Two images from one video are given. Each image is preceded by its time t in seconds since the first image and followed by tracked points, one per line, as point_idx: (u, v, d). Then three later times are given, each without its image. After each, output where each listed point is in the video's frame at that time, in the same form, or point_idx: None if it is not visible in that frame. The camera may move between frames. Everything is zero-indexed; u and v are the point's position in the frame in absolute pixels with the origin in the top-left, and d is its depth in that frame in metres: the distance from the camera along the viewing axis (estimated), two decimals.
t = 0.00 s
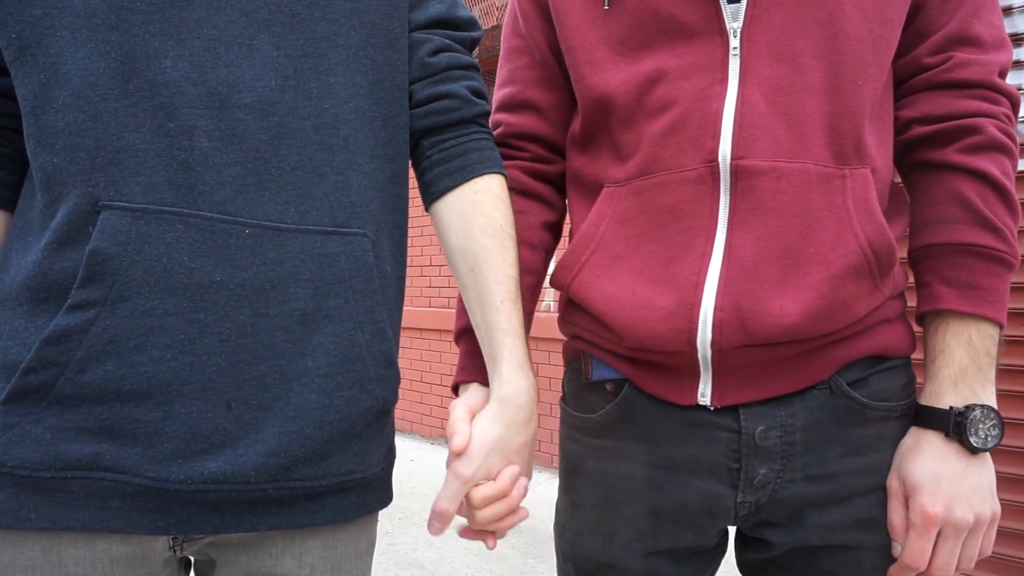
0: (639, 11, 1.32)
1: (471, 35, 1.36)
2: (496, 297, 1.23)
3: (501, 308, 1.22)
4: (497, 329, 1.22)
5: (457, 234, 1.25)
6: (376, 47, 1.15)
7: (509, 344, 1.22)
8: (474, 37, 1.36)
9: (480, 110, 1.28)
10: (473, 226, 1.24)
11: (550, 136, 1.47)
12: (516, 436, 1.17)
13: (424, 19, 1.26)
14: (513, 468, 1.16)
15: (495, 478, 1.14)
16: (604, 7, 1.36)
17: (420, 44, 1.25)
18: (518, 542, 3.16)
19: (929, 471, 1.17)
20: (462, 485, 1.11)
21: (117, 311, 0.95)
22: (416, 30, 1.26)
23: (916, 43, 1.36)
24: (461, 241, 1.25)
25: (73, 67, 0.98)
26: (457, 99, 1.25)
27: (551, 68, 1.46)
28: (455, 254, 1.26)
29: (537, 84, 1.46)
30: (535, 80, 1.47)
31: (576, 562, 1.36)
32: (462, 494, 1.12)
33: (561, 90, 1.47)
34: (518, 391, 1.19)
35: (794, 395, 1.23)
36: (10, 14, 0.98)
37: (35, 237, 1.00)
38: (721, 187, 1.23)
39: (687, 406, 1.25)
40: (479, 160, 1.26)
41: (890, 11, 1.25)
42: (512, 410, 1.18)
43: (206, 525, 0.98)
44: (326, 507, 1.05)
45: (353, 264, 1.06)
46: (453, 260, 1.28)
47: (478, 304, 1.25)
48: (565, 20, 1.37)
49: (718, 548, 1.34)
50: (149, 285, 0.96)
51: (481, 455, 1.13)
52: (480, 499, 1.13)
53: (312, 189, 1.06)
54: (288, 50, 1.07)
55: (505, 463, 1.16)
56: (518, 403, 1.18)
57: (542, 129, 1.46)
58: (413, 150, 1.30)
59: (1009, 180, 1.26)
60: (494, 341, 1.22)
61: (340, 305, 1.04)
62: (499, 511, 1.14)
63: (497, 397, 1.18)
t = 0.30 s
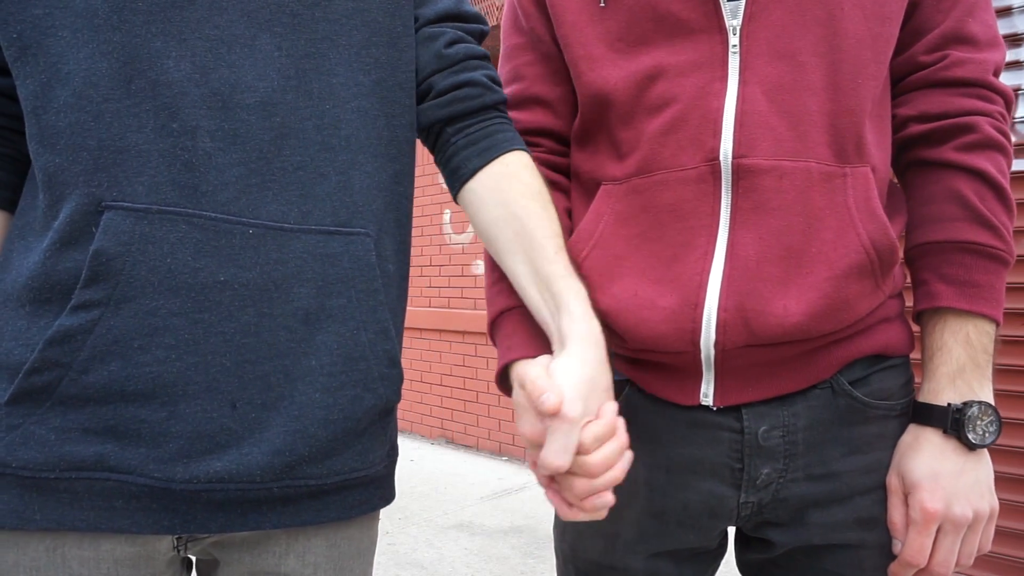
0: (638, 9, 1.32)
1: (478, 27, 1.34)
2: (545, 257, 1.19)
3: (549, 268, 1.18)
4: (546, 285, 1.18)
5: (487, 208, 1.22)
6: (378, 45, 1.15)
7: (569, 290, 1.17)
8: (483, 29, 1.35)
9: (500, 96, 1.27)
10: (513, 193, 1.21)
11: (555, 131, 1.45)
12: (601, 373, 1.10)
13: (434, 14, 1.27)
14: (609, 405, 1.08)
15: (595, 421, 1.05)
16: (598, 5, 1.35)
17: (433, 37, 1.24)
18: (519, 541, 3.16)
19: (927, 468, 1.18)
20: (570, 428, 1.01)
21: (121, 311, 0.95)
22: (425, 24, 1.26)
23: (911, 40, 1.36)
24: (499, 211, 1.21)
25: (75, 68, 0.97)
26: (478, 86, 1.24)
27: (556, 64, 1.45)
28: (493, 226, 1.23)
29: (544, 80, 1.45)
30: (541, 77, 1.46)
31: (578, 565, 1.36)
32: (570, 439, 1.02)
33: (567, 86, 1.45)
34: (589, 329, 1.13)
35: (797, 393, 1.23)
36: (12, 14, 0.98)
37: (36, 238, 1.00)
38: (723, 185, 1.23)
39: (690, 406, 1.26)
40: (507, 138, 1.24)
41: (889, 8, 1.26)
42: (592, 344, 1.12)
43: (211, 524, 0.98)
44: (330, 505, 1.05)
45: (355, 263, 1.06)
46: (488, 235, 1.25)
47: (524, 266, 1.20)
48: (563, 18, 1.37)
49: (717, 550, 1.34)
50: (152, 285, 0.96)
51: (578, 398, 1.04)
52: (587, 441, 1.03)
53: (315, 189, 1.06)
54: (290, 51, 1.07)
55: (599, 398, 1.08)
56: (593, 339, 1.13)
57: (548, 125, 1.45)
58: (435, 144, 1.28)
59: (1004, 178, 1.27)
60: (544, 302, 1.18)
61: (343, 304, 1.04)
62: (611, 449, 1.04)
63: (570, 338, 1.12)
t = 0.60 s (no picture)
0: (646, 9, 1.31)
1: (462, 41, 1.33)
2: (481, 300, 1.17)
3: (487, 309, 1.17)
4: (482, 326, 1.17)
5: (444, 236, 1.20)
6: (371, 47, 1.14)
7: (499, 347, 1.16)
8: (466, 44, 1.34)
9: (471, 114, 1.26)
10: (465, 226, 1.20)
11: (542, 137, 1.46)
12: (486, 444, 1.07)
13: (419, 22, 1.24)
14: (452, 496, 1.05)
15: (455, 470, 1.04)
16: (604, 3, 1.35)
17: (415, 44, 1.23)
18: (518, 541, 3.16)
19: (942, 464, 1.18)
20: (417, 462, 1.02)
21: (115, 312, 0.94)
22: (407, 31, 1.24)
23: (919, 41, 1.35)
24: (449, 242, 1.19)
25: (71, 68, 0.97)
26: (449, 101, 1.23)
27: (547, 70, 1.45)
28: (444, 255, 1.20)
29: (536, 87, 1.46)
30: (532, 84, 1.46)
31: (588, 569, 1.33)
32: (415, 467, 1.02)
33: (558, 92, 1.45)
34: (503, 399, 1.12)
35: (813, 393, 1.23)
36: (8, 14, 0.98)
37: (33, 239, 0.99)
38: (738, 186, 1.22)
39: (707, 407, 1.24)
40: (470, 162, 1.23)
41: (894, 9, 1.25)
42: (491, 417, 1.09)
43: (205, 528, 0.97)
44: (324, 509, 1.04)
45: (353, 264, 1.06)
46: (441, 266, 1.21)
47: (463, 305, 1.18)
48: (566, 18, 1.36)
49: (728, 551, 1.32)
50: (147, 286, 0.95)
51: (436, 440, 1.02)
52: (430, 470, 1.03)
53: (312, 190, 1.05)
54: (287, 51, 1.06)
55: (465, 455, 1.04)
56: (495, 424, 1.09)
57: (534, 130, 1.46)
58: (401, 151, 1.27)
59: (1011, 178, 1.28)
60: (478, 345, 1.16)
61: (338, 306, 1.04)
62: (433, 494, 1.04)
63: (483, 400, 1.09)
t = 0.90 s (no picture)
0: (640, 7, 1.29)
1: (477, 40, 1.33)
2: (513, 297, 1.24)
3: (520, 303, 1.24)
4: (519, 321, 1.25)
5: (475, 232, 1.25)
6: (371, 48, 1.14)
7: (533, 337, 1.25)
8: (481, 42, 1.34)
9: (492, 113, 1.29)
10: (495, 224, 1.25)
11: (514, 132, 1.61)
12: (537, 423, 1.22)
13: (436, 25, 1.26)
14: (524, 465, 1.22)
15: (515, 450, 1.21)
16: None
17: (434, 50, 1.23)
18: (518, 541, 3.15)
19: (945, 461, 1.18)
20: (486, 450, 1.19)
21: (110, 311, 0.94)
22: (425, 35, 1.25)
23: (919, 41, 1.35)
24: (481, 238, 1.25)
25: (68, 67, 0.97)
26: (471, 104, 1.26)
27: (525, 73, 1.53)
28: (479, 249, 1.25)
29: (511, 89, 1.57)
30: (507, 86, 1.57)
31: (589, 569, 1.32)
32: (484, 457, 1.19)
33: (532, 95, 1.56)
34: (541, 386, 1.23)
35: (812, 393, 1.22)
36: (7, 13, 0.97)
37: (29, 238, 0.99)
38: (736, 186, 1.21)
39: (708, 409, 1.23)
40: (495, 161, 1.27)
41: (893, 9, 1.25)
42: (536, 397, 1.22)
43: (199, 527, 0.97)
44: (320, 507, 1.04)
45: (346, 264, 1.06)
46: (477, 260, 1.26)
47: (499, 295, 1.25)
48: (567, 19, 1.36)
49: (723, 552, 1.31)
50: (142, 285, 0.95)
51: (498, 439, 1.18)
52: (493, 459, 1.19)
53: (307, 191, 1.05)
54: (285, 50, 1.06)
55: (525, 435, 1.21)
56: (541, 403, 1.23)
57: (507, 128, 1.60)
58: (426, 151, 1.30)
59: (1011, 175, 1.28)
60: (517, 334, 1.25)
61: (333, 305, 1.04)
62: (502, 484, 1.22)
63: (527, 383, 1.22)
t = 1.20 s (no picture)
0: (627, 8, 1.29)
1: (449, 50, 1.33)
2: (405, 318, 1.11)
3: (404, 327, 1.11)
4: (404, 352, 1.08)
5: (388, 249, 1.19)
6: (366, 50, 1.15)
7: (411, 366, 1.07)
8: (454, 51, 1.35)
9: (441, 124, 1.25)
10: (404, 241, 1.18)
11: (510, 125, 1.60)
12: (421, 454, 0.99)
13: (406, 28, 1.26)
14: (437, 502, 0.96)
15: (414, 493, 0.95)
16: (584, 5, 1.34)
17: (394, 51, 1.23)
18: (518, 541, 3.15)
19: (943, 461, 1.17)
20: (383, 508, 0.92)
21: (111, 311, 0.95)
22: (396, 37, 1.25)
23: (913, 41, 1.35)
24: (390, 251, 1.18)
25: (67, 66, 0.97)
26: (418, 110, 1.23)
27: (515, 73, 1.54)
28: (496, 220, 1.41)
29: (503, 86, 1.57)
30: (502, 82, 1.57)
31: (587, 569, 1.33)
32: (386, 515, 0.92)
33: (526, 94, 1.57)
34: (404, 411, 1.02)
35: (807, 391, 1.23)
36: (5, 11, 0.97)
37: (30, 237, 0.99)
38: (726, 185, 1.21)
39: (702, 407, 1.24)
40: (430, 173, 1.22)
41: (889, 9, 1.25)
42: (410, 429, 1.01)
43: (199, 528, 0.97)
44: (320, 509, 1.04)
45: (351, 263, 1.07)
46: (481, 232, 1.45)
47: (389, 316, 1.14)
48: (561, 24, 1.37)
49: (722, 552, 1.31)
50: (143, 285, 0.95)
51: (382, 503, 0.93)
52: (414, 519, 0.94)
53: (311, 188, 1.06)
54: (283, 50, 1.06)
55: (416, 474, 0.97)
56: (414, 429, 1.01)
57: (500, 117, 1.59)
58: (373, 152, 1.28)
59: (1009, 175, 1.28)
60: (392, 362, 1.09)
61: (336, 305, 1.05)
62: (431, 550, 0.93)
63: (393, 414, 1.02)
